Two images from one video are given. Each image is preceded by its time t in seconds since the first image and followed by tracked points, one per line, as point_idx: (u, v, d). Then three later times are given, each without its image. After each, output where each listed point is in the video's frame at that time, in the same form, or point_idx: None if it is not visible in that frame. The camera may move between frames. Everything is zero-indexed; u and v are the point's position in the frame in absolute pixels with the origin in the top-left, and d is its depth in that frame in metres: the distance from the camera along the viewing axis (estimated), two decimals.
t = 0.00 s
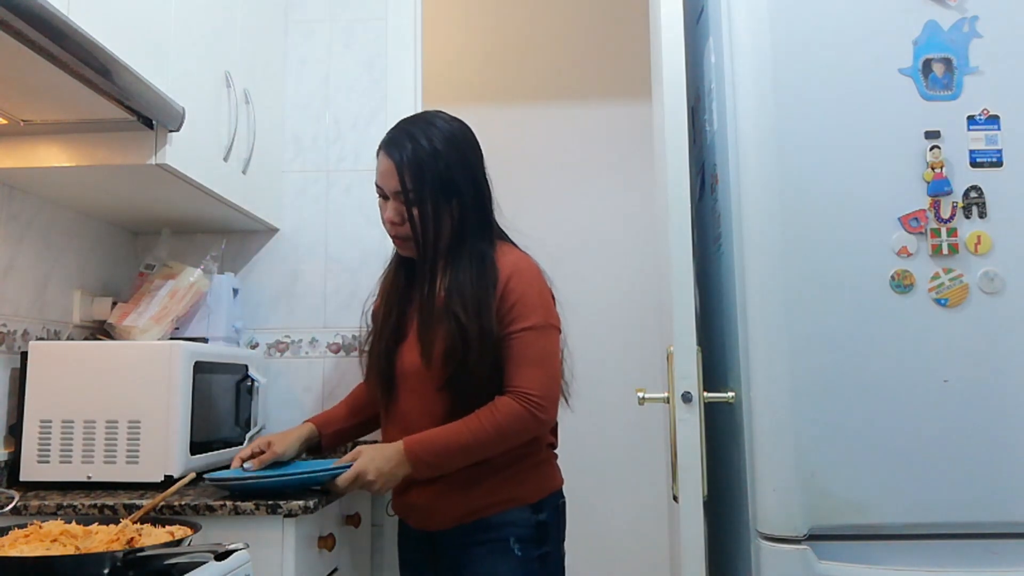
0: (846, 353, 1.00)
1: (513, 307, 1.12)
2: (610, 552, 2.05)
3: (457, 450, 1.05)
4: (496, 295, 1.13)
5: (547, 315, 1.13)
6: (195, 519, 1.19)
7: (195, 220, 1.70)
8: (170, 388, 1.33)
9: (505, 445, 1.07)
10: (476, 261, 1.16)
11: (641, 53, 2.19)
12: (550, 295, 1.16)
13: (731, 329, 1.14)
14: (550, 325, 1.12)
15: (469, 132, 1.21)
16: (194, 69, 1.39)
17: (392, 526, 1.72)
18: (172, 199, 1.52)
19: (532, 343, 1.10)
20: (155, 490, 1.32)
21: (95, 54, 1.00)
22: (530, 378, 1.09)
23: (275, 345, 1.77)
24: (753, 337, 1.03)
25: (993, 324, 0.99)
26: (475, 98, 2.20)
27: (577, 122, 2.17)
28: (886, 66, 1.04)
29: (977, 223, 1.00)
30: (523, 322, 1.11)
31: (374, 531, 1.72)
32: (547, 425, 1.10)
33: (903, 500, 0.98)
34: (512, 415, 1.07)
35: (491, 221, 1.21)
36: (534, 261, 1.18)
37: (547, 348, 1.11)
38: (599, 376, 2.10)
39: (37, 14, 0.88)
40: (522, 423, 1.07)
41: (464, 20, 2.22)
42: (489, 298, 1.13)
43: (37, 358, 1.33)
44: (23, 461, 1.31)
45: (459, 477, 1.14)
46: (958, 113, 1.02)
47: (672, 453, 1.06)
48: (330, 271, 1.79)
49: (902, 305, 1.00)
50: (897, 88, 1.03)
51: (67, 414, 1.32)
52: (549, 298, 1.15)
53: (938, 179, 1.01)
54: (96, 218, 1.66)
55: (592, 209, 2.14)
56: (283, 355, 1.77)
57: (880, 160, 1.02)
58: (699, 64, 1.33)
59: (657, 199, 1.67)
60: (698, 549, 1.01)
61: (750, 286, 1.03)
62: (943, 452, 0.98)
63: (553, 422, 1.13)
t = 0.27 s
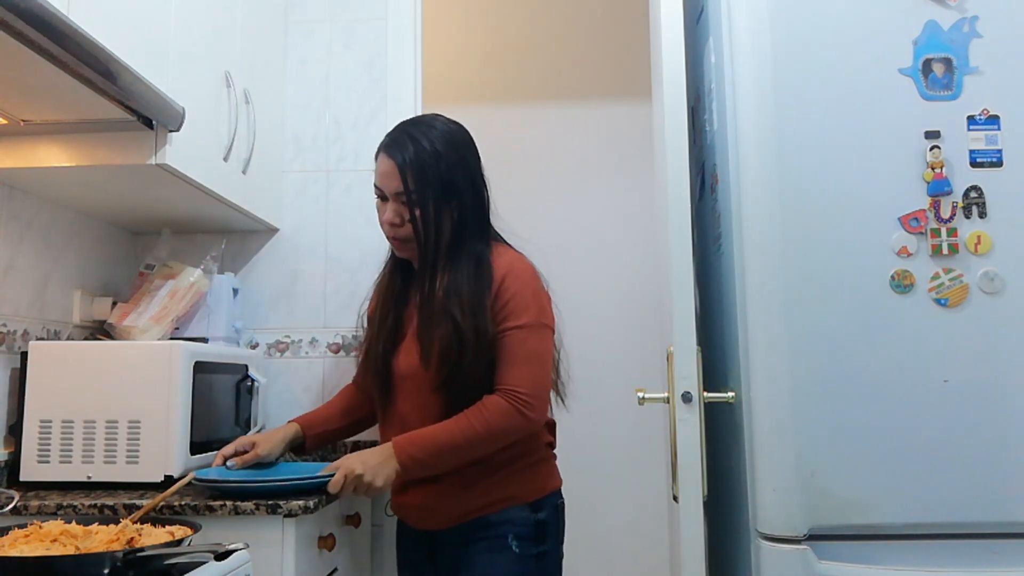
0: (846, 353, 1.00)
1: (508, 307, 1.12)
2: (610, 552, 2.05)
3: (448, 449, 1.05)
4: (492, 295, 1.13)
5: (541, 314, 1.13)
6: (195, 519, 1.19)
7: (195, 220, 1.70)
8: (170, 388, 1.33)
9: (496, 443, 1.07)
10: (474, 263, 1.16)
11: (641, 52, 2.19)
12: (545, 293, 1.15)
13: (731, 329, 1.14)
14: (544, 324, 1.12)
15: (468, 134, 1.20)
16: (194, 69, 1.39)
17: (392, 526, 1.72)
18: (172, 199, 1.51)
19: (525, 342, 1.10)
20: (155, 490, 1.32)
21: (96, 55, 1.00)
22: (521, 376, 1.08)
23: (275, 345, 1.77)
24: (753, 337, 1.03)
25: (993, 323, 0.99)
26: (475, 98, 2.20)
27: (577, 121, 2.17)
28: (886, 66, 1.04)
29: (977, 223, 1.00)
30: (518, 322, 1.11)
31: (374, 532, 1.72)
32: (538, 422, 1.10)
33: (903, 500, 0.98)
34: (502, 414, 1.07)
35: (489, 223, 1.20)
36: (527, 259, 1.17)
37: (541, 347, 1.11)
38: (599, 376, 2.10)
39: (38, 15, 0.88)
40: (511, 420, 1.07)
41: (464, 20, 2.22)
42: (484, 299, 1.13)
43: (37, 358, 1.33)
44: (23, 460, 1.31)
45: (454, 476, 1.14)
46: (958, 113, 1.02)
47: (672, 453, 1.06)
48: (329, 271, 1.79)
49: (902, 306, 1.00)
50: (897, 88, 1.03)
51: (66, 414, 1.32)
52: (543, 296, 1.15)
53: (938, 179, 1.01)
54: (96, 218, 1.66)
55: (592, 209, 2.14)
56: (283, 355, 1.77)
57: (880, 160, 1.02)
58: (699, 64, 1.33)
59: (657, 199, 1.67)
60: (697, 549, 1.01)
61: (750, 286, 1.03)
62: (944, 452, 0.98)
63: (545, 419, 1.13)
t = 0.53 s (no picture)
0: (846, 353, 1.00)
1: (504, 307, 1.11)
2: (610, 552, 2.05)
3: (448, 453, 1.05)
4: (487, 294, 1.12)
5: (539, 314, 1.12)
6: (195, 519, 1.19)
7: (195, 220, 1.70)
8: (170, 388, 1.33)
9: (497, 445, 1.06)
10: (468, 261, 1.15)
11: (641, 52, 2.19)
12: (543, 293, 1.14)
13: (731, 329, 1.14)
14: (543, 324, 1.11)
15: (462, 130, 1.20)
16: (194, 69, 1.39)
17: (392, 526, 1.72)
18: (173, 199, 1.51)
19: (524, 343, 1.09)
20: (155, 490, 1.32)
21: (96, 55, 1.00)
22: (521, 379, 1.08)
23: (275, 345, 1.77)
24: (753, 337, 1.03)
25: (994, 323, 0.99)
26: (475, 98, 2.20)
27: (578, 121, 2.17)
28: (886, 66, 1.04)
29: (977, 223, 1.00)
30: (516, 322, 1.10)
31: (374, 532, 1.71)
32: (541, 425, 1.09)
33: (903, 500, 0.98)
34: (502, 416, 1.06)
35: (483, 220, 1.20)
36: (525, 258, 1.16)
37: (541, 348, 1.10)
38: (599, 376, 2.10)
39: (38, 15, 0.88)
40: (512, 422, 1.06)
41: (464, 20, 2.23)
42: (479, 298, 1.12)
43: (37, 358, 1.33)
44: (23, 460, 1.31)
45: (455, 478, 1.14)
46: (958, 113, 1.02)
47: (672, 453, 1.06)
48: (330, 271, 1.79)
49: (902, 306, 1.00)
50: (897, 88, 1.03)
51: (66, 414, 1.32)
52: (542, 296, 1.14)
53: (938, 179, 1.01)
54: (96, 218, 1.66)
55: (592, 209, 2.14)
56: (283, 355, 1.77)
57: (880, 160, 1.02)
58: (699, 64, 1.33)
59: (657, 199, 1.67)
60: (697, 549, 1.01)
61: (751, 286, 1.03)
62: (943, 452, 0.98)
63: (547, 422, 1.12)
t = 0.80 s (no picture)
0: (846, 354, 1.00)
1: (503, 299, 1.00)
2: (610, 552, 2.05)
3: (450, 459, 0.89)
4: (482, 287, 1.02)
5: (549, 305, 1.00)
6: (195, 519, 1.19)
7: (195, 220, 1.70)
8: (170, 388, 1.33)
9: (512, 442, 0.91)
10: (463, 253, 1.05)
11: (641, 51, 2.19)
12: (549, 283, 1.03)
13: (731, 329, 1.14)
14: (551, 314, 0.99)
15: (457, 110, 1.09)
16: (194, 69, 1.39)
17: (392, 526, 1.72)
18: (173, 199, 1.51)
19: (529, 334, 0.96)
20: (155, 490, 1.32)
21: (96, 55, 1.00)
22: (533, 366, 0.94)
23: (275, 345, 1.77)
24: (753, 337, 1.03)
25: (994, 323, 0.99)
26: (475, 98, 2.20)
27: (578, 121, 2.17)
28: (886, 66, 1.04)
29: (977, 223, 1.00)
30: (520, 312, 0.98)
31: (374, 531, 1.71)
32: (553, 424, 0.95)
33: (903, 500, 0.98)
34: (519, 406, 0.91)
35: (481, 207, 1.09)
36: (528, 246, 1.05)
37: (549, 339, 0.97)
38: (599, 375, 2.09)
39: (38, 15, 0.88)
40: (529, 416, 0.92)
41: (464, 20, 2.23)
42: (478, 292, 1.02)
43: (38, 358, 1.33)
44: (23, 460, 1.31)
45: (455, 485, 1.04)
46: (958, 112, 1.02)
47: (672, 453, 1.06)
48: (330, 271, 1.79)
49: (902, 305, 1.00)
50: (897, 88, 1.03)
51: (66, 414, 1.32)
52: (548, 284, 1.02)
53: (938, 179, 1.01)
54: (96, 218, 1.66)
55: (592, 209, 2.14)
56: (283, 355, 1.77)
57: (879, 160, 1.02)
58: (699, 64, 1.33)
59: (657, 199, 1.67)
60: (698, 549, 1.01)
61: (750, 287, 1.03)
62: (944, 452, 0.98)
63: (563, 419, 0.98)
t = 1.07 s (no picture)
0: (847, 354, 1.00)
1: (481, 288, 0.84)
2: (610, 552, 2.06)
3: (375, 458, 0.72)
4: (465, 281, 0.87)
5: (528, 288, 0.83)
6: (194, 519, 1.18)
7: (195, 220, 1.70)
8: (170, 388, 1.33)
9: (461, 442, 0.75)
10: (450, 246, 0.90)
11: (641, 51, 2.19)
12: (532, 265, 0.86)
13: (732, 329, 1.14)
14: (526, 298, 0.83)
15: (449, 89, 0.93)
16: (194, 70, 1.40)
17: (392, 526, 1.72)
18: (172, 199, 1.51)
19: (492, 315, 0.80)
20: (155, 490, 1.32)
21: (96, 55, 1.00)
22: (482, 345, 0.77)
23: (275, 345, 1.77)
24: (753, 337, 1.03)
25: (994, 323, 0.99)
26: (475, 98, 2.20)
27: (578, 121, 2.17)
28: (886, 66, 1.04)
29: (977, 223, 1.00)
30: (492, 295, 0.82)
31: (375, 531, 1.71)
32: (508, 411, 0.77)
33: (903, 501, 0.98)
34: (458, 388, 0.75)
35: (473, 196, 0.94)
36: (516, 230, 0.90)
37: (517, 321, 0.80)
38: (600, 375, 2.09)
39: (37, 15, 0.88)
40: (472, 397, 0.75)
41: (463, 20, 2.23)
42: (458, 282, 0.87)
43: (38, 358, 1.33)
44: (23, 460, 1.31)
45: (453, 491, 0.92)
46: (958, 112, 1.02)
47: (673, 453, 1.06)
48: (330, 271, 1.79)
49: (902, 305, 1.00)
50: (897, 88, 1.03)
51: (66, 414, 1.32)
52: (529, 266, 0.86)
53: (938, 179, 1.01)
54: (96, 218, 1.66)
55: (593, 209, 2.14)
56: (283, 355, 1.77)
57: (880, 160, 1.02)
58: (699, 64, 1.33)
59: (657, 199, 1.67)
60: (698, 549, 1.01)
61: (750, 287, 1.03)
62: (944, 453, 0.98)
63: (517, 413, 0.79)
